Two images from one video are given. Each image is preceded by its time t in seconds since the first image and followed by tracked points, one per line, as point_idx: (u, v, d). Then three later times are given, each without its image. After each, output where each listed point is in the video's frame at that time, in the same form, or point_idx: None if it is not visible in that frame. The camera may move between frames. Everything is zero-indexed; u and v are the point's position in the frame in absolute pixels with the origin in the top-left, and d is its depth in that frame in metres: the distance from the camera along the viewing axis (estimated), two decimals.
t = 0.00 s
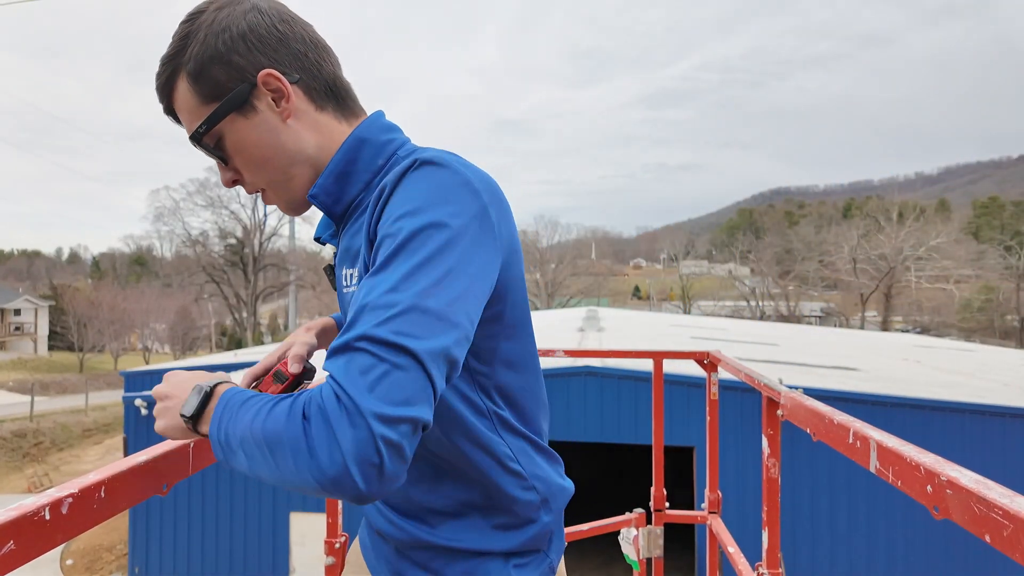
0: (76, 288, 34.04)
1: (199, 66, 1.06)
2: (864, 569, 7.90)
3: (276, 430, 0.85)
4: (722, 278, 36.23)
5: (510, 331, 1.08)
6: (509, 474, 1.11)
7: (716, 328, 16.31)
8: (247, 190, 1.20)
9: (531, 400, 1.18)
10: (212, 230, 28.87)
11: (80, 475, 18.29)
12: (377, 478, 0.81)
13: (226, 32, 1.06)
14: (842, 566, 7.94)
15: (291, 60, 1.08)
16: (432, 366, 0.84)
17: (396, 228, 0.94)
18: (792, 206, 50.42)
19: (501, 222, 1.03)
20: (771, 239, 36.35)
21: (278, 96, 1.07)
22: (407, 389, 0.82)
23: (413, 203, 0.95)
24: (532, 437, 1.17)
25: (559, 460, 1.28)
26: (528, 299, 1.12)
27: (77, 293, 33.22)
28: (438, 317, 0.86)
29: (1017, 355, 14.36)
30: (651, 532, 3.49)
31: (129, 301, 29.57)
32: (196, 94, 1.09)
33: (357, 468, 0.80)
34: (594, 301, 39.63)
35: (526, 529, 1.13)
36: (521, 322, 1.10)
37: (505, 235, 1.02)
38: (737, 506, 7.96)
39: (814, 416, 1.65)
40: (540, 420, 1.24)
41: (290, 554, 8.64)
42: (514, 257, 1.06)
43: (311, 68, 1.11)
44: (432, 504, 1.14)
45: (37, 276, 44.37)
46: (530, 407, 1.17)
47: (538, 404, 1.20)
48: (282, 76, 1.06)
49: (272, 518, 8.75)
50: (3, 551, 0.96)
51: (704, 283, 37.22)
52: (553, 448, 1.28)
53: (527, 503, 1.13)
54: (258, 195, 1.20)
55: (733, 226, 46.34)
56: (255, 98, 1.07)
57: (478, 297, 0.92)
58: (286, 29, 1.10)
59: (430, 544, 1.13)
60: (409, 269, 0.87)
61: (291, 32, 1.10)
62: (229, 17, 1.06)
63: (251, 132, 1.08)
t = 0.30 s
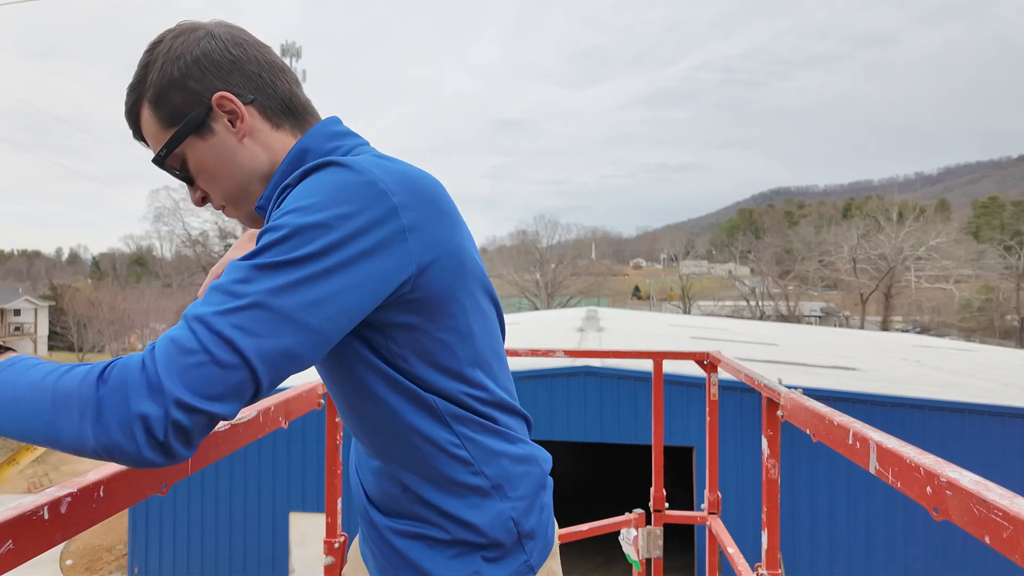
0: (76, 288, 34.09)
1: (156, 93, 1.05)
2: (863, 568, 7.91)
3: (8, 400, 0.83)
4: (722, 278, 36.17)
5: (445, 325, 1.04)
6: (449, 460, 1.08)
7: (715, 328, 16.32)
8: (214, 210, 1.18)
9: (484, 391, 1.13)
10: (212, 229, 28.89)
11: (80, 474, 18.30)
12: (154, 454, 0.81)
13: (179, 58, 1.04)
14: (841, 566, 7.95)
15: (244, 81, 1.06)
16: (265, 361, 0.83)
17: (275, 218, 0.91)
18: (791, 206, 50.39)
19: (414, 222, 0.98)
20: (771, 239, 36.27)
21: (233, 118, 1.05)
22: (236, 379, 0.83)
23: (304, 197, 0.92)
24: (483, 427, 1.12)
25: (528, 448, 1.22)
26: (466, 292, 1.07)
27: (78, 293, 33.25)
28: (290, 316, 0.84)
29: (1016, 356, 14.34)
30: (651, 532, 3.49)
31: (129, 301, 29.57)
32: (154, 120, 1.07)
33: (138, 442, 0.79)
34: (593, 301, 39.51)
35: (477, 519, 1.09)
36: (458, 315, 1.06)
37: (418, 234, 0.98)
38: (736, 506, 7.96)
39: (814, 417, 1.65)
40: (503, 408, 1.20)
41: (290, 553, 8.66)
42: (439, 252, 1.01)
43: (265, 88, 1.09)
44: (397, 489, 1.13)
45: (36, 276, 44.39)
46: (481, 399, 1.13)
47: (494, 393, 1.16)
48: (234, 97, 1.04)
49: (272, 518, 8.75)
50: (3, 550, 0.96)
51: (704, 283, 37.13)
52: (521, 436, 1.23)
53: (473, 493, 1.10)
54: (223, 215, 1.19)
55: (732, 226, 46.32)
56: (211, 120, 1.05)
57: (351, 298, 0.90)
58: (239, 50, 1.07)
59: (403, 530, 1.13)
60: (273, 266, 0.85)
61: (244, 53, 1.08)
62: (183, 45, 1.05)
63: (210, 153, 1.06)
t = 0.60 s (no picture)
0: (76, 288, 34.15)
1: (143, 127, 1.19)
2: (864, 569, 7.91)
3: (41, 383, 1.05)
4: (722, 278, 36.17)
5: (417, 327, 1.07)
6: (435, 461, 1.10)
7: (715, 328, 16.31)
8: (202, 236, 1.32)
9: (473, 389, 1.13)
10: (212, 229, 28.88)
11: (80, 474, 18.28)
12: (77, 429, 0.97)
13: (163, 94, 1.18)
14: (842, 566, 7.94)
15: (224, 113, 1.19)
16: (180, 352, 0.94)
17: (225, 231, 1.03)
18: (792, 206, 50.36)
19: (362, 228, 1.03)
20: (771, 239, 36.24)
21: (214, 149, 1.18)
22: (147, 363, 0.93)
23: (249, 213, 1.02)
24: (472, 427, 1.12)
25: (528, 448, 1.20)
26: (437, 295, 1.09)
27: (78, 292, 33.29)
28: (219, 317, 0.95)
29: (1017, 356, 14.34)
30: (652, 532, 3.49)
31: (129, 301, 29.58)
32: (144, 154, 1.21)
33: (70, 408, 0.97)
34: (593, 301, 39.43)
35: (468, 517, 1.10)
36: (428, 318, 1.08)
37: (367, 241, 1.03)
38: (737, 506, 7.96)
39: (814, 416, 1.65)
40: (498, 406, 1.19)
41: (290, 554, 8.67)
42: (396, 256, 1.05)
43: (245, 116, 1.21)
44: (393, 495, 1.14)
45: (36, 276, 44.45)
46: (470, 397, 1.13)
47: (483, 388, 1.15)
48: (214, 130, 1.18)
49: (272, 519, 8.75)
50: (2, 552, 0.97)
51: (704, 283, 37.12)
52: (521, 436, 1.21)
53: (463, 491, 1.10)
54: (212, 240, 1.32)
55: (733, 226, 46.29)
56: (194, 152, 1.19)
57: (289, 303, 0.98)
58: (219, 85, 1.20)
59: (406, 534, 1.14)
60: (216, 274, 0.97)
61: (224, 87, 1.20)
62: (166, 82, 1.19)
63: (195, 183, 1.20)
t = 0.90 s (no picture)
0: (77, 288, 34.21)
1: (133, 140, 1.20)
2: (865, 569, 7.91)
3: None
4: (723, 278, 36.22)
5: (381, 337, 1.06)
6: (405, 469, 1.09)
7: (715, 328, 16.30)
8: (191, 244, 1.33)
9: (447, 396, 1.11)
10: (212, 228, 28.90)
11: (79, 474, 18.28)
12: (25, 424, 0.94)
13: (154, 107, 1.19)
14: (844, 566, 7.94)
15: (213, 127, 1.19)
16: (130, 353, 0.93)
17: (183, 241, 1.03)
18: (792, 206, 50.40)
19: (316, 240, 1.03)
20: (772, 240, 36.28)
21: (201, 162, 1.19)
22: (99, 361, 0.93)
23: (202, 224, 1.03)
24: (443, 436, 1.10)
25: (510, 455, 1.17)
26: (399, 305, 1.09)
27: (79, 293, 33.35)
28: (168, 322, 0.94)
29: (1018, 356, 14.34)
30: (652, 532, 3.48)
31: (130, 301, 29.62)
32: (134, 166, 1.22)
33: (19, 416, 0.94)
34: (594, 301, 39.44)
35: (440, 525, 1.09)
36: (389, 328, 1.07)
37: (321, 253, 1.03)
38: (738, 506, 7.96)
39: (815, 416, 1.65)
40: (480, 412, 1.16)
41: (290, 554, 8.67)
42: (352, 268, 1.05)
43: (234, 131, 1.22)
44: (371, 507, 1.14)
45: (37, 276, 44.56)
46: (443, 403, 1.10)
47: (459, 394, 1.13)
48: (202, 144, 1.18)
49: (273, 518, 8.75)
50: (4, 551, 0.96)
51: (704, 284, 37.16)
52: (503, 442, 1.17)
53: (434, 501, 1.09)
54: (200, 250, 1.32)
55: (733, 226, 46.31)
56: (183, 164, 1.19)
57: (242, 314, 0.98)
58: (209, 100, 1.21)
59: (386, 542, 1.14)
60: (167, 281, 0.97)
61: (214, 102, 1.21)
62: (158, 95, 1.20)
63: (184, 196, 1.20)
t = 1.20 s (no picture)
0: (81, 288, 34.35)
1: (114, 156, 1.20)
2: (863, 568, 7.96)
3: None
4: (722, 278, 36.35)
5: (355, 347, 1.05)
6: (388, 478, 1.09)
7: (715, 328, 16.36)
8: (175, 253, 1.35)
9: (428, 405, 1.08)
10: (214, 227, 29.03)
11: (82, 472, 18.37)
12: (17, 462, 0.98)
13: (135, 123, 1.19)
14: (842, 565, 8.00)
15: (192, 144, 1.20)
16: (107, 387, 0.94)
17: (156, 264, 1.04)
18: (791, 206, 50.60)
19: (285, 253, 1.02)
20: (771, 240, 36.41)
21: (181, 178, 1.20)
22: (79, 398, 0.94)
23: (173, 246, 1.02)
24: (425, 446, 1.07)
25: (498, 462, 1.14)
26: (372, 314, 1.06)
27: (82, 292, 33.50)
28: (142, 351, 0.94)
29: (1015, 356, 14.44)
30: (651, 530, 3.51)
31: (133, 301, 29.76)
32: (116, 180, 1.23)
33: (11, 449, 0.97)
34: (594, 301, 39.58)
35: (426, 536, 1.09)
36: (364, 338, 1.05)
37: (289, 266, 1.02)
38: (737, 506, 8.01)
39: (814, 416, 1.69)
40: (464, 420, 1.13)
41: (292, 554, 8.72)
42: (323, 278, 1.03)
43: (213, 147, 1.22)
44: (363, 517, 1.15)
45: (41, 277, 44.77)
46: (424, 412, 1.08)
47: (443, 401, 1.10)
48: (181, 161, 1.19)
49: (275, 518, 8.80)
50: (7, 549, 1.00)
51: (704, 283, 37.31)
52: (490, 449, 1.14)
53: (420, 510, 1.09)
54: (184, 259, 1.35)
55: (733, 226, 46.47)
56: (163, 180, 1.21)
57: (213, 338, 0.97)
58: (190, 116, 1.20)
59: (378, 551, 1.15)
60: (139, 308, 0.97)
61: (195, 118, 1.21)
62: (139, 112, 1.20)
63: (165, 210, 1.22)
